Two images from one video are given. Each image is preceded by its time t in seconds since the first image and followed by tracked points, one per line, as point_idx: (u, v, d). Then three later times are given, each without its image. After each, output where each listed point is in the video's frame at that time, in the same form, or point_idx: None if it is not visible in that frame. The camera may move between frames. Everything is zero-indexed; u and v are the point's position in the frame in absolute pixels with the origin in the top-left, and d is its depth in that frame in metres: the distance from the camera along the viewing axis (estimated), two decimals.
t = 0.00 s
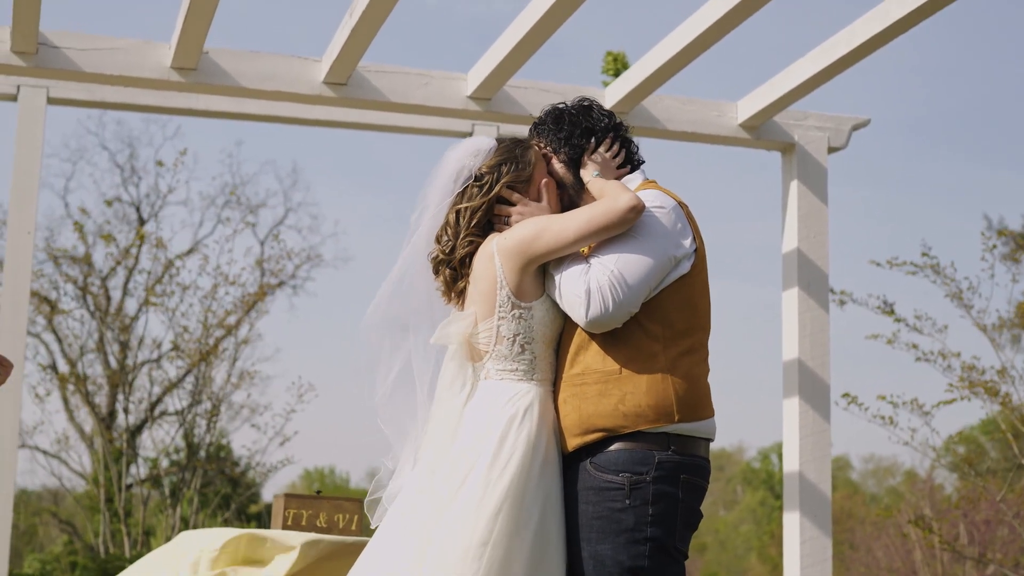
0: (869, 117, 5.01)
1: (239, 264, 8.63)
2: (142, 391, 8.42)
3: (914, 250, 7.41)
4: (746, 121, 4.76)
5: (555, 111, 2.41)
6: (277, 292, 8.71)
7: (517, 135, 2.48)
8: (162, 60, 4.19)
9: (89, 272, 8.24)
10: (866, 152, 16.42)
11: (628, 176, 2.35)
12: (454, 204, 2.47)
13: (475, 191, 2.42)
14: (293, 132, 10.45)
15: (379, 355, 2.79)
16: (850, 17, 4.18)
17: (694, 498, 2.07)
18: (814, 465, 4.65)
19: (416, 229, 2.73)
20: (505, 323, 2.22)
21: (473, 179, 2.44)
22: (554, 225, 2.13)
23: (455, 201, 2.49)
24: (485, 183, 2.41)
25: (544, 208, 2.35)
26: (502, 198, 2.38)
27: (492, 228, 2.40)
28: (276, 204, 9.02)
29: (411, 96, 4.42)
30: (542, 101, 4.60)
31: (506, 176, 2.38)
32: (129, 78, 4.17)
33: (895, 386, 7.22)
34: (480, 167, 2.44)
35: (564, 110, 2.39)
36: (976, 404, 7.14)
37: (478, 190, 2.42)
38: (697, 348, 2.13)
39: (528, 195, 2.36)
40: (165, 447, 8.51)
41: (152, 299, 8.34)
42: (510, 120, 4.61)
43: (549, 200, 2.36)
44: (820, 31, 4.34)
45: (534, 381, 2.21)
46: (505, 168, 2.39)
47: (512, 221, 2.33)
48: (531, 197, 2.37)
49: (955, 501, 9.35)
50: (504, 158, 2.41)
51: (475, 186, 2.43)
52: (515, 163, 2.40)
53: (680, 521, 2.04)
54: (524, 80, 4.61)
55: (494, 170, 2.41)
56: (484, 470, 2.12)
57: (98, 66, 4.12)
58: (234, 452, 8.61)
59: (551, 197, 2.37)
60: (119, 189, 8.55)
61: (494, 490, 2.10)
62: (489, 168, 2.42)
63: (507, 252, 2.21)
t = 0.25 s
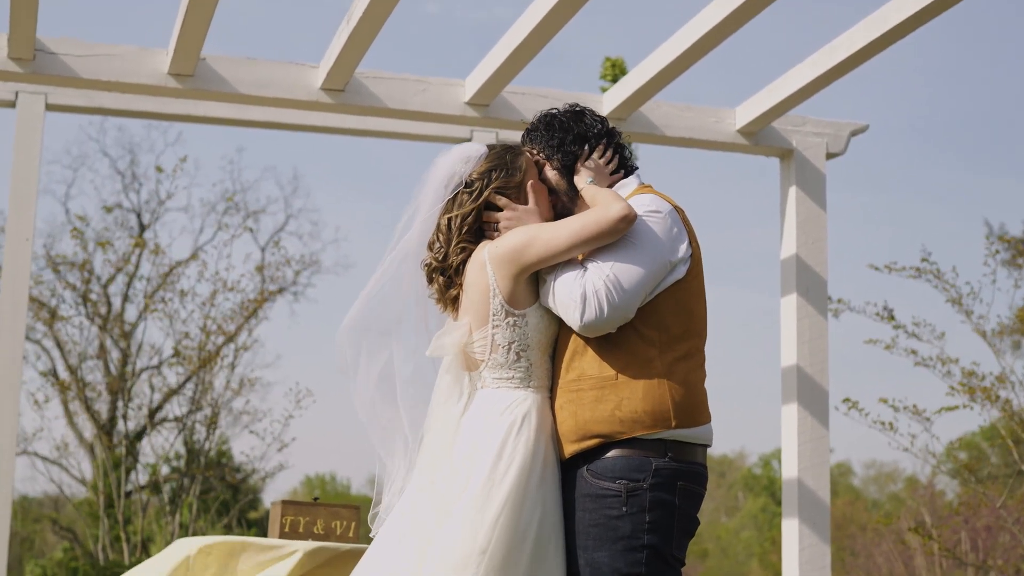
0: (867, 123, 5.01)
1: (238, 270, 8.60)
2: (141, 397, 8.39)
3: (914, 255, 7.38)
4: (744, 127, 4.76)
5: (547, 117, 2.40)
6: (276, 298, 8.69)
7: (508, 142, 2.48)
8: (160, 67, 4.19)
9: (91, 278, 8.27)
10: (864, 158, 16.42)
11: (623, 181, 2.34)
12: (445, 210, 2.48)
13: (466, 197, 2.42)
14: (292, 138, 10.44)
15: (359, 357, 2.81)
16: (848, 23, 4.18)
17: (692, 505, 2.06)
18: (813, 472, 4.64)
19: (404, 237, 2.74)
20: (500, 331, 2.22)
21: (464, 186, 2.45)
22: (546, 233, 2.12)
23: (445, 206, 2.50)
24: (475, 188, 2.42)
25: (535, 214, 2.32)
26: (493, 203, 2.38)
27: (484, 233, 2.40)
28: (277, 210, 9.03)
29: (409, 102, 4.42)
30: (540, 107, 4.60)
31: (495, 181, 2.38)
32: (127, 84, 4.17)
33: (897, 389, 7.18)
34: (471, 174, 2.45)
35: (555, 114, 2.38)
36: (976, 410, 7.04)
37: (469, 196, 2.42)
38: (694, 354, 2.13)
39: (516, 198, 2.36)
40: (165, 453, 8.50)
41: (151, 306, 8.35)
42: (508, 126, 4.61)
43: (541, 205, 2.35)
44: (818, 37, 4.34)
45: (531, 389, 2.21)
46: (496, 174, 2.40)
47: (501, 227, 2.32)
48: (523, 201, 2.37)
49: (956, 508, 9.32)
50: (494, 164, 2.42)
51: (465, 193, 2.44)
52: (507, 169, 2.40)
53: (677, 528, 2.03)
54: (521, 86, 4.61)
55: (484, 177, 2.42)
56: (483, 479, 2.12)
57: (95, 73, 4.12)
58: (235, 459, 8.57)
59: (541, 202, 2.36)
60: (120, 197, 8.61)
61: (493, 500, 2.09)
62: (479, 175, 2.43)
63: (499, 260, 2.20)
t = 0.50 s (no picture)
0: (865, 128, 5.01)
1: (238, 276, 8.54)
2: (141, 404, 8.40)
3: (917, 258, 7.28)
4: (742, 132, 4.75)
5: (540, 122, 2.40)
6: (277, 304, 8.68)
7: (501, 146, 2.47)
8: (158, 72, 4.19)
9: (90, 284, 8.27)
10: (863, 163, 16.41)
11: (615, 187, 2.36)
12: (434, 215, 2.47)
13: (455, 204, 2.41)
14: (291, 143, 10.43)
15: (347, 361, 2.88)
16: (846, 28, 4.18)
17: (689, 511, 2.06)
18: (812, 478, 4.63)
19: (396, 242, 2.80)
20: (494, 338, 2.22)
21: (454, 191, 2.44)
22: (539, 248, 2.11)
23: (436, 212, 2.50)
24: (465, 195, 2.40)
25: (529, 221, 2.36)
26: (483, 210, 2.38)
27: (474, 240, 2.40)
28: (278, 216, 9.03)
29: (406, 108, 4.42)
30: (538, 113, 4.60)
31: (486, 188, 2.38)
32: (124, 90, 4.17)
33: (896, 397, 7.14)
34: (461, 179, 2.44)
35: (549, 120, 2.38)
36: (975, 414, 6.99)
37: (459, 203, 2.41)
38: (691, 359, 2.12)
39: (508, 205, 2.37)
40: (166, 458, 8.49)
41: (150, 312, 8.33)
42: (506, 131, 4.60)
43: (535, 213, 2.38)
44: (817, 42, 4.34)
45: (527, 396, 2.21)
46: (486, 181, 2.39)
47: (493, 233, 2.34)
48: (515, 209, 2.37)
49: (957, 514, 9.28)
50: (486, 171, 2.40)
51: (455, 198, 2.43)
52: (498, 175, 2.40)
53: (675, 535, 2.03)
54: (519, 91, 4.61)
55: (475, 183, 2.40)
56: (481, 488, 2.11)
57: (93, 78, 4.12)
58: (236, 464, 8.54)
59: (534, 209, 2.38)
60: (121, 202, 8.59)
61: (492, 509, 2.08)
62: (469, 180, 2.41)
63: (490, 268, 2.20)
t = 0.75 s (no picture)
0: (865, 134, 5.01)
1: (238, 282, 8.54)
2: (142, 409, 8.40)
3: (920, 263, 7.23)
4: (742, 138, 4.75)
5: (532, 130, 2.42)
6: (278, 309, 8.67)
7: (497, 153, 2.48)
8: (157, 78, 4.19)
9: (91, 289, 8.27)
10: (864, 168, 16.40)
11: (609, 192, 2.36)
12: (430, 223, 2.47)
13: (451, 210, 2.42)
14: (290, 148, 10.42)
15: (341, 366, 2.87)
16: (846, 34, 4.19)
17: (688, 517, 2.06)
18: (812, 484, 4.62)
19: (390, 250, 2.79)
20: (491, 345, 2.22)
21: (450, 199, 2.44)
22: (533, 270, 2.11)
23: (432, 219, 2.50)
24: (461, 202, 2.41)
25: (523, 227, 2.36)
26: (479, 216, 2.39)
27: (470, 246, 2.40)
28: (279, 221, 9.03)
29: (406, 113, 4.42)
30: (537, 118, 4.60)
31: (483, 195, 2.38)
32: (123, 95, 4.17)
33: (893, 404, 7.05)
34: (457, 186, 2.45)
35: (541, 127, 2.40)
36: (975, 418, 6.98)
37: (454, 209, 2.42)
38: (689, 365, 2.12)
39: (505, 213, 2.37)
40: (166, 464, 8.48)
41: (150, 318, 8.33)
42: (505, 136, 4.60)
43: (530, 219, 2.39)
44: (816, 48, 4.34)
45: (525, 403, 2.20)
46: (482, 187, 2.40)
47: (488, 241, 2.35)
48: (510, 215, 2.39)
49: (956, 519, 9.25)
50: (481, 177, 2.42)
51: (452, 205, 2.44)
52: (493, 182, 2.41)
53: (675, 540, 2.03)
54: (518, 97, 4.61)
55: (471, 189, 2.41)
56: (480, 495, 2.09)
57: (92, 83, 4.12)
58: (237, 470, 8.57)
59: (531, 215, 2.40)
60: (122, 208, 8.59)
61: (491, 516, 2.07)
62: (466, 187, 2.42)
63: (484, 278, 2.20)
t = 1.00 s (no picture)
0: (865, 137, 5.01)
1: (239, 285, 8.53)
2: (142, 413, 8.39)
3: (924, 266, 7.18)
4: (741, 141, 4.75)
5: (525, 136, 2.42)
6: (280, 313, 8.66)
7: (491, 159, 2.54)
8: (155, 81, 4.18)
9: (93, 293, 8.27)
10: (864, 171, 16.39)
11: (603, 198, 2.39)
12: (427, 228, 2.50)
13: (448, 215, 2.46)
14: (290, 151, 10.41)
15: (338, 370, 2.86)
16: (845, 36, 4.18)
17: (686, 521, 2.06)
18: (812, 487, 4.61)
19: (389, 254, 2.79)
20: (487, 350, 2.22)
21: (446, 204, 2.49)
22: (525, 281, 2.11)
23: (427, 225, 2.53)
24: (458, 207, 2.46)
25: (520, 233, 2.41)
26: (476, 221, 2.44)
27: (467, 251, 2.43)
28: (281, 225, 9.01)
29: (405, 116, 4.41)
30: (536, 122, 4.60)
31: (480, 201, 2.44)
32: (121, 99, 4.17)
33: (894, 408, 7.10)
34: (453, 192, 2.49)
35: (533, 134, 2.41)
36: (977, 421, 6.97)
37: (451, 214, 2.46)
38: (685, 370, 2.12)
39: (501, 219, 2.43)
40: (167, 468, 8.47)
41: (151, 322, 8.33)
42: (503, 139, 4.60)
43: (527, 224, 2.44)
44: (815, 51, 4.33)
45: (522, 408, 2.20)
46: (479, 193, 2.46)
47: (486, 246, 2.40)
48: (506, 221, 2.44)
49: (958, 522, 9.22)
50: (478, 183, 2.48)
51: (448, 211, 2.48)
52: (489, 188, 2.47)
53: (672, 544, 2.03)
54: (517, 100, 4.61)
55: (467, 195, 2.46)
56: (479, 500, 2.09)
57: (90, 87, 4.12)
58: (238, 473, 8.56)
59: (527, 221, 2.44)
60: (123, 211, 8.59)
61: (490, 522, 2.07)
62: (462, 193, 2.47)
63: (478, 282, 2.20)
